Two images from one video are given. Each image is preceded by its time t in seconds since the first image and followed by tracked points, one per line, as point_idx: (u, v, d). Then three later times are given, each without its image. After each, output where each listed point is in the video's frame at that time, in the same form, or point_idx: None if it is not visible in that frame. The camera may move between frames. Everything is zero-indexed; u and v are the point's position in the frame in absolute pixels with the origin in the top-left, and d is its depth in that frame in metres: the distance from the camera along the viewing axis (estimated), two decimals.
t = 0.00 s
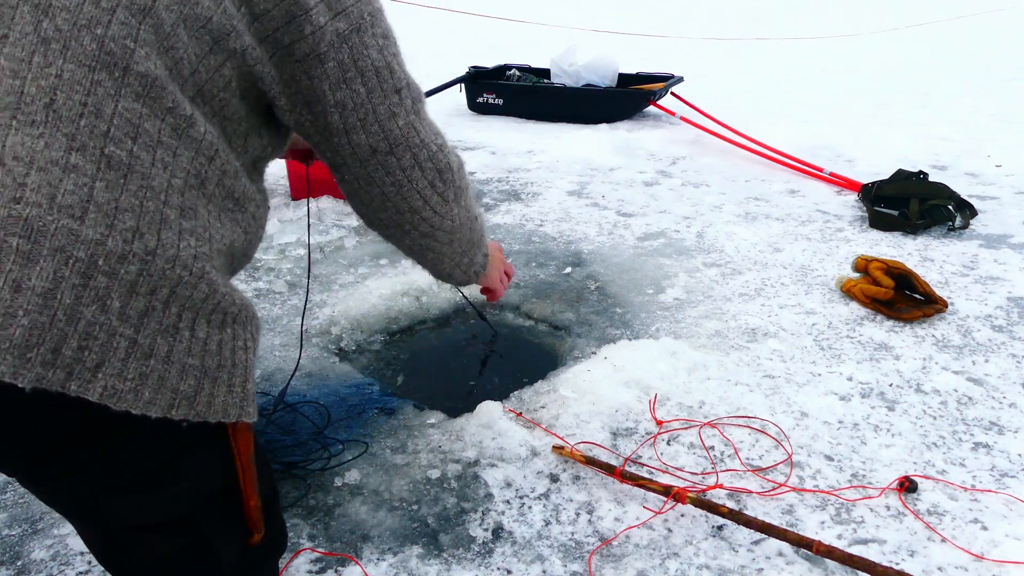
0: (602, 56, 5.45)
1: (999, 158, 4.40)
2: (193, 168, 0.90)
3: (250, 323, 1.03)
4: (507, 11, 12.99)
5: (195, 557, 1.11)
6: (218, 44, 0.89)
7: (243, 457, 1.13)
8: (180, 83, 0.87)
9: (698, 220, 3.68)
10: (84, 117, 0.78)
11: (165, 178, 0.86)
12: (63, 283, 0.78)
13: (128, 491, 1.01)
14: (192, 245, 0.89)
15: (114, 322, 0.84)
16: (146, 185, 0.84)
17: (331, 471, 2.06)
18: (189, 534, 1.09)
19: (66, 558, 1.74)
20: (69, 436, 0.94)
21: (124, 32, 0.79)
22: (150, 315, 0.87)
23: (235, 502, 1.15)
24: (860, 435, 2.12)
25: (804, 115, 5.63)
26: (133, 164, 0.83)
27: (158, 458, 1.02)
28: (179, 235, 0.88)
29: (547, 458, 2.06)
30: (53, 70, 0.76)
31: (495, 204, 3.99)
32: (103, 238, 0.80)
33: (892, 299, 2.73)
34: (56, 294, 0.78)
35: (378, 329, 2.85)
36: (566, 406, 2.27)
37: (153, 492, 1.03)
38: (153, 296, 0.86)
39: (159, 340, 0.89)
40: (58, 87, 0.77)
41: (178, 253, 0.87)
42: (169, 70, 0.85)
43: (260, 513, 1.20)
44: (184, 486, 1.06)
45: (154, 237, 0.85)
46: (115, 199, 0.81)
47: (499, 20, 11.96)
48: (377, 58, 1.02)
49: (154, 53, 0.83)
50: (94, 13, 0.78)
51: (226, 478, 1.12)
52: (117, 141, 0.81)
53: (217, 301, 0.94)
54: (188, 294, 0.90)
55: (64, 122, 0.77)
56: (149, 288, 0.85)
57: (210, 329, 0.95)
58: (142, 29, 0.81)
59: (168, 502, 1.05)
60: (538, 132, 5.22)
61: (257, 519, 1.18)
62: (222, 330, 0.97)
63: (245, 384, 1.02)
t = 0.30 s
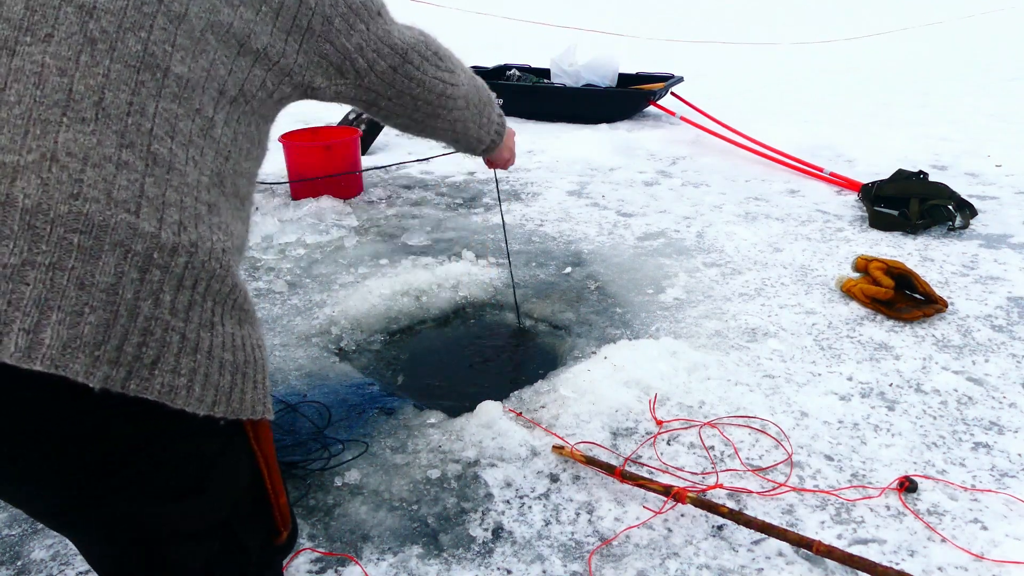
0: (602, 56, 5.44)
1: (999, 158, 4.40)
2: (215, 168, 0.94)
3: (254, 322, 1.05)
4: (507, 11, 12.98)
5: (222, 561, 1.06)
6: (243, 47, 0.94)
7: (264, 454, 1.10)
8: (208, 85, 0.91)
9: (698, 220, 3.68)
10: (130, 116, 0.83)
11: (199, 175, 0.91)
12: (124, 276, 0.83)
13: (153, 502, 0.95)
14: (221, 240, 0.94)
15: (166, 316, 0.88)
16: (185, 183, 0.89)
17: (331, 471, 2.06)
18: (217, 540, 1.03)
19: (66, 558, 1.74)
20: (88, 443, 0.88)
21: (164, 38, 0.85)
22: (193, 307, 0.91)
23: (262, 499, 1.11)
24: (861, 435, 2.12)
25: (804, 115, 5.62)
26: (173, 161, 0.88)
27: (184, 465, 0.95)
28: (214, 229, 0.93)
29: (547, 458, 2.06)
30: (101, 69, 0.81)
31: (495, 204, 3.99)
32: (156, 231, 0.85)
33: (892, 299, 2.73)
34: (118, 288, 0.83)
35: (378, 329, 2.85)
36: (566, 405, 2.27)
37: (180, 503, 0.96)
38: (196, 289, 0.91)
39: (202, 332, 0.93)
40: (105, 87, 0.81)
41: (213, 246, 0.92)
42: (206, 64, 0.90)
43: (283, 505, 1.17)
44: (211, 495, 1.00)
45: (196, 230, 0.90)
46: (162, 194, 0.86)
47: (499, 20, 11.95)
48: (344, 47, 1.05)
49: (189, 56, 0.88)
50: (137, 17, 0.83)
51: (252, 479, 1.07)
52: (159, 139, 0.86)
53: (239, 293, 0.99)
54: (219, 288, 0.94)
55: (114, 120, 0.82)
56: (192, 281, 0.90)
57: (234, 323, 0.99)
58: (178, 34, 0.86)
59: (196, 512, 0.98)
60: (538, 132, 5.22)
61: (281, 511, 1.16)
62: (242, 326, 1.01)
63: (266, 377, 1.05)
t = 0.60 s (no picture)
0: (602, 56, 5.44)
1: (1000, 158, 4.39)
2: (190, 163, 0.89)
3: (256, 322, 1.01)
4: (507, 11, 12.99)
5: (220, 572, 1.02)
6: (200, 17, 0.89)
7: (258, 459, 1.06)
8: (175, 70, 0.86)
9: (698, 220, 3.68)
10: (76, 120, 0.78)
11: (166, 175, 0.85)
12: (77, 294, 0.78)
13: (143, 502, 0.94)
14: (199, 245, 0.88)
15: (130, 330, 0.83)
16: (148, 186, 0.83)
17: (331, 471, 2.06)
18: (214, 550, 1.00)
19: (66, 558, 1.74)
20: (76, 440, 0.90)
21: (105, 24, 0.79)
22: (165, 320, 0.85)
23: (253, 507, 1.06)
24: (861, 435, 2.12)
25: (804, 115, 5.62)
26: (133, 165, 0.82)
27: (171, 464, 0.94)
28: (187, 236, 0.86)
29: (547, 458, 2.06)
30: (36, 72, 0.76)
31: (495, 204, 3.99)
32: (113, 245, 0.79)
33: (892, 299, 2.73)
34: (70, 305, 0.78)
35: (378, 329, 2.85)
36: (567, 406, 2.27)
37: (168, 505, 0.95)
38: (167, 300, 0.85)
39: (176, 346, 0.87)
40: (44, 91, 0.77)
41: (187, 254, 0.86)
42: (169, 53, 0.85)
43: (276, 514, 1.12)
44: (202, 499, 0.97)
45: (162, 238, 0.83)
46: (119, 203, 0.80)
47: (500, 20, 11.95)
48: (334, 12, 0.99)
49: (140, 40, 0.81)
50: (71, 8, 0.78)
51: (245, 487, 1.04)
52: (113, 142, 0.80)
53: (227, 300, 0.92)
54: (200, 296, 0.88)
55: (57, 127, 0.77)
56: (162, 292, 0.84)
57: (223, 330, 0.93)
58: (122, 17, 0.80)
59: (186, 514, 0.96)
60: (538, 132, 5.22)
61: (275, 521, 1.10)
62: (234, 330, 0.95)
63: (257, 384, 0.99)
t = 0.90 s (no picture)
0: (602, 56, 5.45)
1: (999, 158, 4.40)
2: (183, 167, 0.86)
3: (257, 323, 0.98)
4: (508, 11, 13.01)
5: None
6: (191, 14, 0.85)
7: (258, 464, 1.05)
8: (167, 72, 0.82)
9: (698, 220, 3.68)
10: (65, 124, 0.74)
11: (158, 180, 0.82)
12: (67, 303, 0.75)
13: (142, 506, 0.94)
14: (194, 250, 0.85)
15: (122, 338, 0.80)
16: (140, 191, 0.80)
17: (331, 471, 2.06)
18: (212, 557, 0.99)
19: (66, 558, 1.74)
20: (78, 445, 0.90)
21: (92, 24, 0.75)
22: (159, 328, 0.82)
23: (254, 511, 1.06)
24: (860, 435, 2.12)
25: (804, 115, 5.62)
26: (124, 169, 0.78)
27: (169, 470, 0.94)
28: (180, 241, 0.83)
29: (547, 458, 2.06)
30: (23, 75, 0.73)
31: (495, 203, 3.99)
32: (103, 252, 0.76)
33: (892, 299, 2.73)
34: (61, 314, 0.75)
35: (378, 330, 2.85)
36: (566, 406, 2.27)
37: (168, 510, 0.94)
38: (161, 308, 0.82)
39: (170, 353, 0.84)
40: (31, 95, 0.73)
41: (181, 261, 0.83)
42: (161, 53, 0.81)
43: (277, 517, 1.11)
44: (201, 503, 0.97)
45: (156, 245, 0.81)
46: (110, 209, 0.77)
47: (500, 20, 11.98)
48: (328, 15, 0.99)
49: (129, 41, 0.78)
50: (56, 8, 0.74)
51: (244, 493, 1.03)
52: (103, 147, 0.77)
53: (224, 305, 0.89)
54: (196, 302, 0.85)
55: (45, 132, 0.74)
56: (156, 300, 0.81)
57: (221, 336, 0.89)
58: (110, 17, 0.76)
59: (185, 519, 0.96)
60: (538, 132, 5.22)
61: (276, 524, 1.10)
62: (233, 336, 0.91)
63: (257, 389, 0.95)
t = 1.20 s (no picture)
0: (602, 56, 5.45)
1: (999, 158, 4.40)
2: (173, 167, 0.86)
3: (249, 325, 0.99)
4: (508, 11, 13.01)
5: None
6: (177, 17, 0.87)
7: (257, 463, 1.05)
8: (154, 73, 0.84)
9: (698, 220, 3.68)
10: (51, 128, 0.75)
11: (147, 181, 0.82)
12: (57, 308, 0.75)
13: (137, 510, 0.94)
14: (184, 252, 0.85)
15: (115, 342, 0.80)
16: (128, 193, 0.80)
17: (331, 471, 2.06)
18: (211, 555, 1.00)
19: (66, 558, 1.74)
20: (81, 447, 0.89)
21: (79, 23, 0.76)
22: (151, 331, 0.83)
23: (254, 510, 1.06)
24: (860, 435, 2.13)
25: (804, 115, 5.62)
26: (112, 171, 0.79)
27: (167, 473, 0.94)
28: (171, 243, 0.84)
29: (547, 458, 2.06)
30: (9, 79, 0.73)
31: (495, 204, 3.99)
32: (92, 256, 0.76)
33: (892, 299, 2.73)
34: (51, 320, 0.75)
35: (378, 329, 2.85)
36: (567, 405, 2.27)
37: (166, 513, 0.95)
38: (152, 311, 0.82)
39: (164, 355, 0.85)
40: (16, 98, 0.73)
41: (171, 263, 0.83)
42: (145, 55, 0.83)
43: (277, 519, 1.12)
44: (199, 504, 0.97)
45: (145, 248, 0.81)
46: (98, 212, 0.77)
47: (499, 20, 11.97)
48: (315, 20, 1.00)
49: (115, 42, 0.79)
50: (41, 10, 0.75)
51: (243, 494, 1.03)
52: (90, 149, 0.77)
53: (217, 308, 0.90)
54: (188, 304, 0.86)
55: (32, 137, 0.74)
56: (147, 303, 0.81)
57: (214, 337, 0.90)
58: (95, 16, 0.78)
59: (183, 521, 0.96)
60: (538, 132, 5.22)
61: (276, 525, 1.10)
62: (225, 337, 0.92)
63: (251, 389, 0.96)
